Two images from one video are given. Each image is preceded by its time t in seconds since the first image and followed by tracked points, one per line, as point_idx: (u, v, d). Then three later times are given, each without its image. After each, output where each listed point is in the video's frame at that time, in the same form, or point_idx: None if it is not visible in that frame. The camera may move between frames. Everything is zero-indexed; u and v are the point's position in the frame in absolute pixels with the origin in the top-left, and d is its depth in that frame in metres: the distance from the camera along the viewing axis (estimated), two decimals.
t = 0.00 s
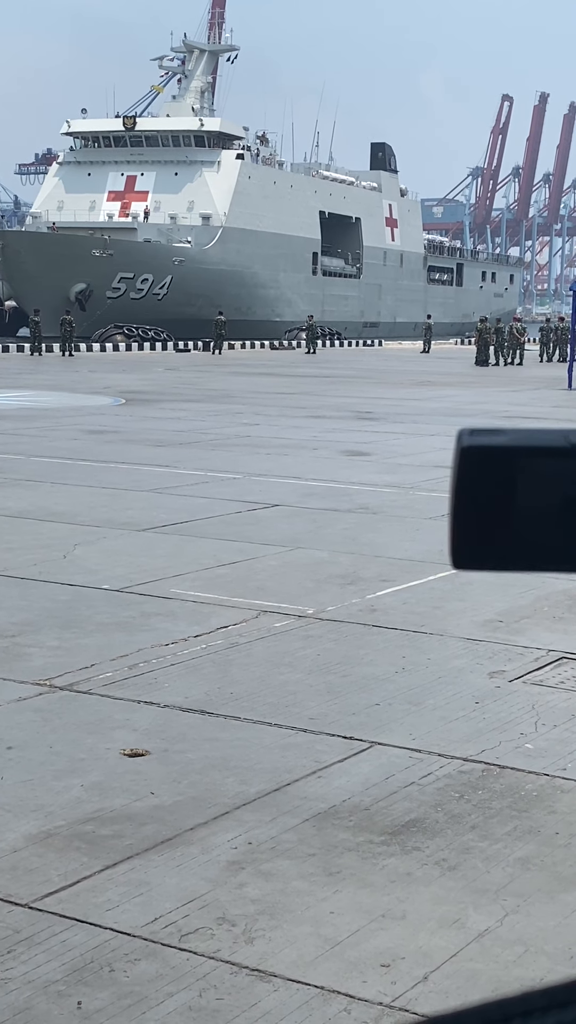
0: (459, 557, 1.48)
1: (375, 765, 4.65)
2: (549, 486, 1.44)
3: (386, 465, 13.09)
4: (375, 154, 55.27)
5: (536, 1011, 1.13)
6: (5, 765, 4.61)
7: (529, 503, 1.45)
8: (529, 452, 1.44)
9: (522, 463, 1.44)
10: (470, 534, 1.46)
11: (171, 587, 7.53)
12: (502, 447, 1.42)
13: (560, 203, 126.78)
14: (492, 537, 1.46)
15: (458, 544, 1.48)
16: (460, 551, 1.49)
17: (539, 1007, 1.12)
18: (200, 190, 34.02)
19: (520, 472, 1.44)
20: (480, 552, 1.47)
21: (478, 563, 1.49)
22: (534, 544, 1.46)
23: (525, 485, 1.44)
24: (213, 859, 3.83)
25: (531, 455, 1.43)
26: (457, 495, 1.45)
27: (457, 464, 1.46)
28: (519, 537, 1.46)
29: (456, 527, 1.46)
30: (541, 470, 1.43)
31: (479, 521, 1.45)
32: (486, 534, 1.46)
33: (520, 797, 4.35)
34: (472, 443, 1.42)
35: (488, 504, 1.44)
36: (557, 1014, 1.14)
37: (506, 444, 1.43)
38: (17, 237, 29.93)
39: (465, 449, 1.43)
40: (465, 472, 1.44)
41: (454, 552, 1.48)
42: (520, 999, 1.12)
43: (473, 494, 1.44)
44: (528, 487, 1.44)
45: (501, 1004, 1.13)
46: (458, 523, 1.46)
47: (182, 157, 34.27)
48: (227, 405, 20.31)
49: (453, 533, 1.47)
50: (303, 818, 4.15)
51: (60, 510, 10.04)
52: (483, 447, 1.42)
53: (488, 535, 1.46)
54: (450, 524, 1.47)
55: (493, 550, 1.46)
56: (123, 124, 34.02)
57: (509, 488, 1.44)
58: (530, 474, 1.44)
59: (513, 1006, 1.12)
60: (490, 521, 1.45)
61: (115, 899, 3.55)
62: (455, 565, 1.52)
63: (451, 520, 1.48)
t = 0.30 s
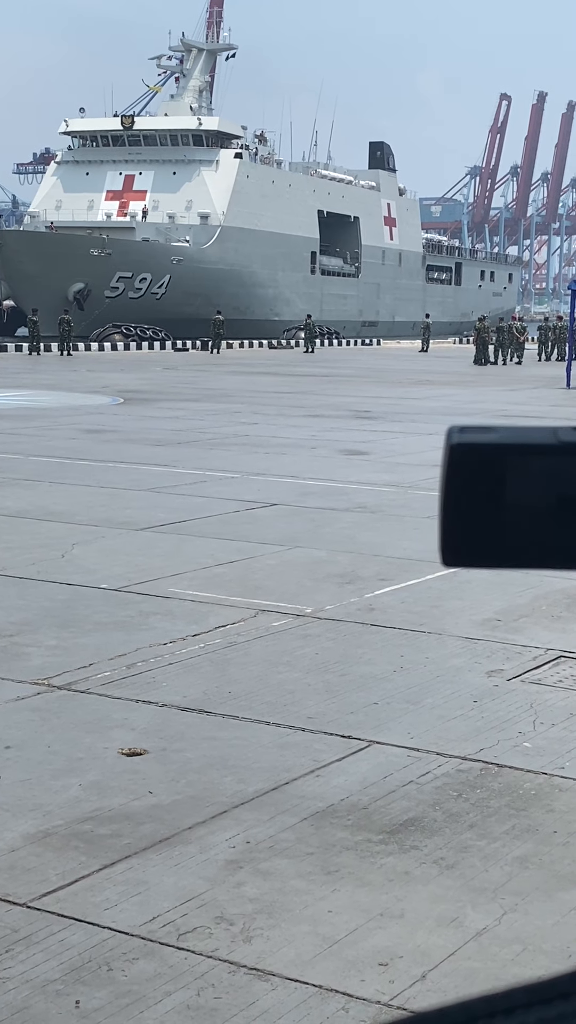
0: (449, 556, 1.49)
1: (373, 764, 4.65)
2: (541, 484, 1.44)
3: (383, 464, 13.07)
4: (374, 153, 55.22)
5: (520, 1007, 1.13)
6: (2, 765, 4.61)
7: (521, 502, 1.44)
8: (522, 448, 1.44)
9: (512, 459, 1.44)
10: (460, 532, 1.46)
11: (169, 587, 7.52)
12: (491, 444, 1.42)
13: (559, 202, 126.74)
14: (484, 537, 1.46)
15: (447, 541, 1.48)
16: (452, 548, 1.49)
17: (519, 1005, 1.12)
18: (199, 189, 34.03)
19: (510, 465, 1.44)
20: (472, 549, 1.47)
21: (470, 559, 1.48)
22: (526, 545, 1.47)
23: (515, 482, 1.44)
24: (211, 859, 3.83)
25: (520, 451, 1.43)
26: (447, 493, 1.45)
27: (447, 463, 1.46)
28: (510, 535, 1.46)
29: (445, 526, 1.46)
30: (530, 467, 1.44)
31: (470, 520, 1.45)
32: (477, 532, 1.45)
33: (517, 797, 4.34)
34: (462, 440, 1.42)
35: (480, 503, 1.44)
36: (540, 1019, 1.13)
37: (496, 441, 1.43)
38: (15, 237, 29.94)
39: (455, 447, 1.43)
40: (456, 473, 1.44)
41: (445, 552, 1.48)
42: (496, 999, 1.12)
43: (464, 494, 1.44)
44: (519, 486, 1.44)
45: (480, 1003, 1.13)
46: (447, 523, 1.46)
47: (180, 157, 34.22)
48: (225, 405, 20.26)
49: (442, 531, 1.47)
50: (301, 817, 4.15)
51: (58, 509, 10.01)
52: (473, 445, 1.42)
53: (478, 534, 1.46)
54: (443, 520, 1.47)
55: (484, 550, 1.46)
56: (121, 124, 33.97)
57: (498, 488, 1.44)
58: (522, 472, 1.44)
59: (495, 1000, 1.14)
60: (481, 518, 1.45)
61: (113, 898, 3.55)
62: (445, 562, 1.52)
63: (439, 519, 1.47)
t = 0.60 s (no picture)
0: (447, 553, 1.48)
1: (372, 764, 4.65)
2: (537, 482, 1.43)
3: (382, 464, 13.07)
4: (372, 152, 55.22)
5: (510, 1006, 1.03)
6: (2, 764, 4.61)
7: (514, 505, 1.45)
8: (518, 448, 1.44)
9: (508, 458, 1.44)
10: (458, 531, 1.45)
11: (169, 587, 7.52)
12: (487, 441, 1.42)
13: (557, 202, 126.79)
14: (478, 538, 1.46)
15: (444, 540, 1.47)
16: (448, 547, 1.48)
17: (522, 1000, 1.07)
18: (197, 189, 33.94)
19: (507, 463, 1.44)
20: (467, 548, 1.47)
21: (465, 557, 1.48)
22: (522, 546, 1.47)
23: (510, 480, 1.44)
24: (210, 859, 3.83)
25: (516, 451, 1.43)
26: (444, 494, 1.44)
27: (443, 460, 1.45)
28: (507, 532, 1.46)
29: (443, 526, 1.46)
30: (526, 464, 1.43)
31: (464, 518, 1.45)
32: (475, 527, 1.45)
33: (516, 797, 4.34)
34: (459, 438, 1.42)
35: (475, 501, 1.43)
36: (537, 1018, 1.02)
37: (493, 441, 1.43)
38: (13, 236, 30.00)
39: (452, 444, 1.42)
40: (452, 472, 1.44)
41: (443, 547, 1.49)
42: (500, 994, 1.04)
43: (462, 492, 1.44)
44: (514, 483, 1.44)
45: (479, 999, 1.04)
46: (443, 521, 1.46)
47: (179, 157, 34.21)
48: (223, 404, 20.28)
49: (439, 532, 1.47)
50: (300, 817, 4.15)
51: (57, 510, 10.02)
52: (470, 442, 1.42)
53: (475, 534, 1.45)
54: (440, 516, 1.46)
55: (480, 548, 1.45)
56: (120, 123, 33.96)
57: (494, 487, 1.43)
58: (519, 468, 1.44)
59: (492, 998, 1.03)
60: (477, 517, 1.45)
61: (112, 898, 3.55)
62: (443, 560, 1.52)
63: (436, 517, 1.47)
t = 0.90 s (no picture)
0: (450, 553, 1.49)
1: (370, 763, 4.65)
2: (540, 483, 1.44)
3: (381, 463, 13.07)
4: (370, 152, 55.26)
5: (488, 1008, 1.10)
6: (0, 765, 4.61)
7: (517, 502, 1.45)
8: (525, 448, 1.44)
9: (511, 456, 1.44)
10: (458, 532, 1.46)
11: (168, 587, 7.51)
12: (490, 439, 1.43)
13: (555, 201, 126.90)
14: (480, 540, 1.47)
15: (447, 542, 1.48)
16: (452, 548, 1.49)
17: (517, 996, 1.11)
18: (195, 189, 33.96)
19: (511, 462, 1.44)
20: (469, 549, 1.48)
21: (466, 558, 1.48)
22: (524, 550, 1.48)
23: (514, 477, 1.45)
24: (209, 859, 3.83)
25: (518, 448, 1.44)
26: (447, 492, 1.45)
27: (445, 460, 1.47)
28: (506, 533, 1.46)
29: (446, 528, 1.47)
30: (531, 462, 1.44)
31: (469, 518, 1.46)
32: (478, 527, 1.46)
33: (516, 797, 4.34)
34: (462, 437, 1.43)
35: (477, 501, 1.44)
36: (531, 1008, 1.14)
37: (495, 438, 1.43)
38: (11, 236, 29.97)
39: (454, 444, 1.43)
40: (455, 471, 1.44)
41: (446, 546, 1.49)
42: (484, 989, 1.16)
43: (466, 490, 1.45)
44: (519, 480, 1.45)
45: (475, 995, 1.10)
46: (446, 523, 1.47)
47: (176, 157, 34.25)
48: (222, 404, 20.32)
49: (443, 532, 1.47)
50: (299, 817, 4.15)
51: (55, 510, 10.02)
52: (472, 441, 1.43)
53: (477, 534, 1.46)
54: (441, 513, 1.47)
55: (483, 548, 1.46)
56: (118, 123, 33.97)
57: (496, 486, 1.44)
58: (524, 466, 1.44)
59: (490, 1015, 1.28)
60: (480, 517, 1.45)
61: (111, 898, 3.55)
62: (445, 560, 1.52)
63: (438, 518, 1.48)
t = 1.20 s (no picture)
0: (443, 552, 1.54)
1: (367, 764, 4.65)
2: (532, 484, 1.50)
3: (378, 463, 13.09)
4: (368, 152, 55.30)
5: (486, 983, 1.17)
6: None
7: (509, 501, 1.50)
8: (517, 449, 1.50)
9: (501, 456, 1.50)
10: (451, 532, 1.52)
11: (164, 588, 7.52)
12: (482, 442, 1.48)
13: (553, 202, 126.99)
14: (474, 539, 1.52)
15: (439, 542, 1.54)
16: (445, 548, 1.54)
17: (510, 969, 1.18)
18: (192, 191, 34.01)
19: (504, 462, 1.50)
20: (462, 550, 1.53)
21: (459, 558, 1.54)
22: (516, 552, 1.53)
23: (507, 477, 1.50)
24: (206, 860, 3.83)
25: (512, 450, 1.49)
26: (440, 493, 1.51)
27: (438, 460, 1.52)
28: (498, 533, 1.52)
29: (439, 528, 1.52)
30: (522, 463, 1.50)
31: (462, 517, 1.51)
32: (471, 526, 1.51)
33: (513, 797, 4.35)
34: (455, 439, 1.48)
35: (469, 501, 1.50)
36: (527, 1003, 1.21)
37: (486, 441, 1.49)
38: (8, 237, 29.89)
39: (447, 446, 1.49)
40: (448, 471, 1.51)
41: (439, 546, 1.55)
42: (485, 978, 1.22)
43: (458, 490, 1.50)
44: (511, 480, 1.50)
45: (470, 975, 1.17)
46: (439, 524, 1.52)
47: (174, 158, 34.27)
48: (219, 405, 20.36)
49: (436, 531, 1.53)
50: (296, 818, 4.15)
51: (52, 510, 10.03)
52: (463, 444, 1.48)
53: (469, 535, 1.52)
54: (434, 514, 1.53)
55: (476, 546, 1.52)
56: (115, 123, 33.98)
57: (488, 485, 1.50)
58: (515, 467, 1.50)
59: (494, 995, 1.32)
60: (474, 516, 1.51)
61: (108, 899, 3.55)
62: (440, 560, 1.58)
63: (433, 519, 1.53)
